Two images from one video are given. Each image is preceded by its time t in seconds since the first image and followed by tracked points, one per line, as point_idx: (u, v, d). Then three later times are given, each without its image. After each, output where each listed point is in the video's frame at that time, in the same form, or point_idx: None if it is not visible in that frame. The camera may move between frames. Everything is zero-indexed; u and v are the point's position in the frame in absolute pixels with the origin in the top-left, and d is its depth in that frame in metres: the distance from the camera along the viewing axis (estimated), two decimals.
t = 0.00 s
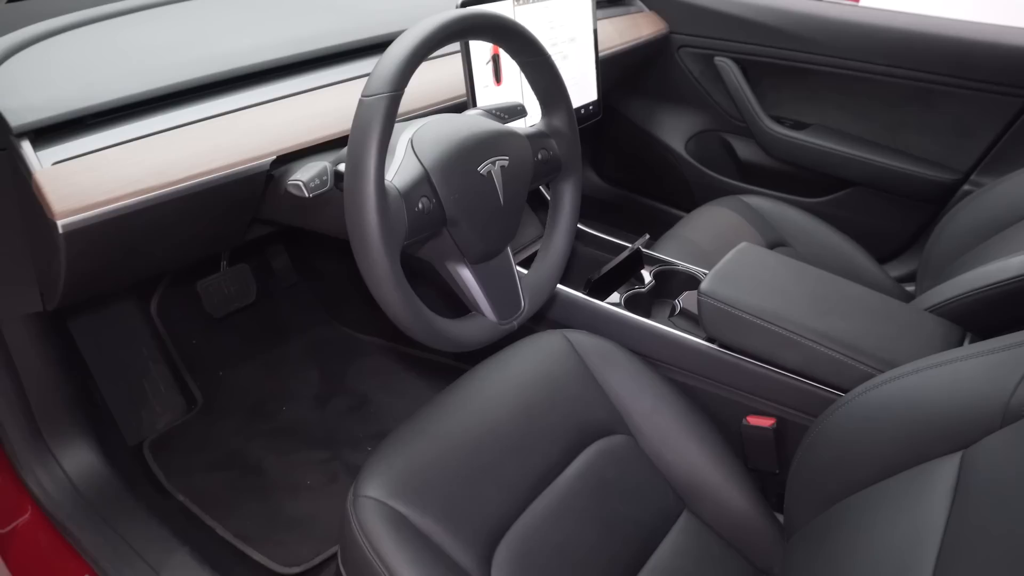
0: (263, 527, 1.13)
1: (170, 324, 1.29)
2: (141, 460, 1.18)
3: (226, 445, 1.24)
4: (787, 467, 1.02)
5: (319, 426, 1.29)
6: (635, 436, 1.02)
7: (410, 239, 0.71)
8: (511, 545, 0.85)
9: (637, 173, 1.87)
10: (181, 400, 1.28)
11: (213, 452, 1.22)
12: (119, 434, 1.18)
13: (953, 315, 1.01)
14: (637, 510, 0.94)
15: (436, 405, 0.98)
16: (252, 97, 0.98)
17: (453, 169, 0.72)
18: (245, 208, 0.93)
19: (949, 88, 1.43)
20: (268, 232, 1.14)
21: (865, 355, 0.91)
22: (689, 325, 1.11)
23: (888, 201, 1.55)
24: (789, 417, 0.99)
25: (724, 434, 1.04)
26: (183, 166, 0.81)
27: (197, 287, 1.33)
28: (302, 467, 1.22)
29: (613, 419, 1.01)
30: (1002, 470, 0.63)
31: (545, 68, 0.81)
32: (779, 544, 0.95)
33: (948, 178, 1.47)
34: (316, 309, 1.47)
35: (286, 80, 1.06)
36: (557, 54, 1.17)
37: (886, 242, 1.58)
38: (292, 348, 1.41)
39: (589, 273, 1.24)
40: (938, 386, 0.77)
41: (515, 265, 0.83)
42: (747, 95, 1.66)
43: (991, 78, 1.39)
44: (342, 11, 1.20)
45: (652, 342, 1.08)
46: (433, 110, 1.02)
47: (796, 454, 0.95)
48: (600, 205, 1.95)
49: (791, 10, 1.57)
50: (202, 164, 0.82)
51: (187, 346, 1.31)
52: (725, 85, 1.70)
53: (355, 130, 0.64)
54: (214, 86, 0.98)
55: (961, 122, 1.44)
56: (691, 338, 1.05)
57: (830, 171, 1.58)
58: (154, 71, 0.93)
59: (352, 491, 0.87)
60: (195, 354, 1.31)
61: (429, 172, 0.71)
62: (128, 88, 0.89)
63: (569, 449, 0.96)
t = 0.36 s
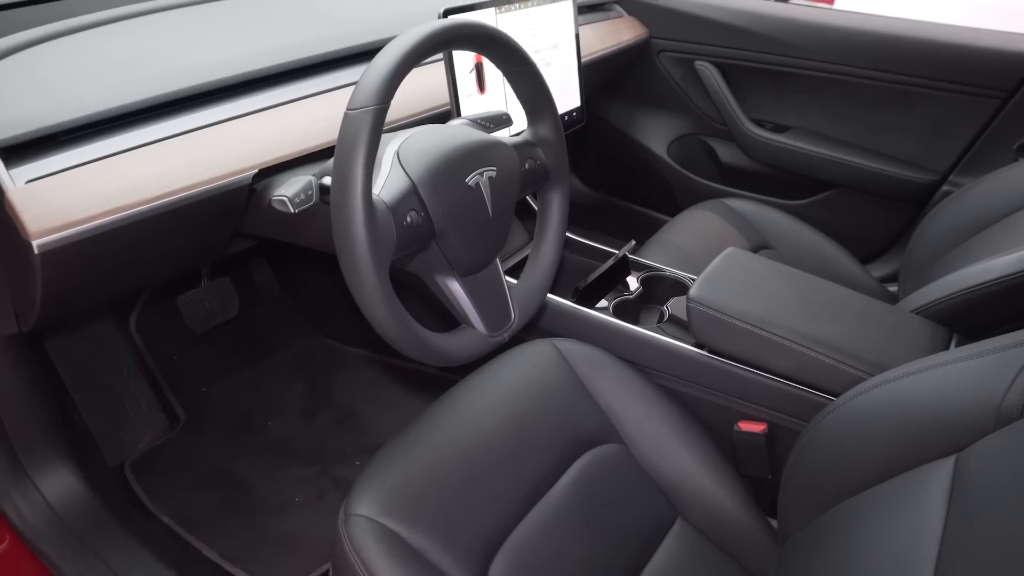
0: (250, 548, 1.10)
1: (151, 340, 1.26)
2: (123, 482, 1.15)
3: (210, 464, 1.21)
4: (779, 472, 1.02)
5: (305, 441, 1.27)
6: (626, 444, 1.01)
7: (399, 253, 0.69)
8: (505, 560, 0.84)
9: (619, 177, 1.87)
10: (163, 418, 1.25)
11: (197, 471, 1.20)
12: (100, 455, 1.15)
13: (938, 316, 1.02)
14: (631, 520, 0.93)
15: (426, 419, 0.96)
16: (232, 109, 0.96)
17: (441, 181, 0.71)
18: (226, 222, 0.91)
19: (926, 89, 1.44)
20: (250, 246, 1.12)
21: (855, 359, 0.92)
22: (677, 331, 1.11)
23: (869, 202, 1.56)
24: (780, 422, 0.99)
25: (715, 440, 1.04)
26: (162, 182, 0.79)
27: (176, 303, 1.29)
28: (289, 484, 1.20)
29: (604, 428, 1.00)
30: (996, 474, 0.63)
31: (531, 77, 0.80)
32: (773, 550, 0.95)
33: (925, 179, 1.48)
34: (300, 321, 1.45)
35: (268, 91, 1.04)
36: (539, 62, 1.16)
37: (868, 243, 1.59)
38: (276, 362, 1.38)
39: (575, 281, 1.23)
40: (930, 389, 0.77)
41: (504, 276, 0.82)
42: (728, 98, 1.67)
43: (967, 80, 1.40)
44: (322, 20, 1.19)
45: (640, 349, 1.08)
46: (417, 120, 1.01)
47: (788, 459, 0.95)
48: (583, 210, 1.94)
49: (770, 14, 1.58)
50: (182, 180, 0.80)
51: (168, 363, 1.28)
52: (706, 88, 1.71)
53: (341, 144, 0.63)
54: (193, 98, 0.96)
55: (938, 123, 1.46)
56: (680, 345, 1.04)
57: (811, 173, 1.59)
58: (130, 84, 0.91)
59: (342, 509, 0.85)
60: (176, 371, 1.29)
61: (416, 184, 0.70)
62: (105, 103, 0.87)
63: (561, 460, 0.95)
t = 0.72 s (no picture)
0: (243, 566, 1.08)
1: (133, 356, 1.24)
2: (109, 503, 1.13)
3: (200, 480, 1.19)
4: (778, 473, 1.01)
5: (296, 454, 1.25)
6: (624, 450, 1.00)
7: (393, 264, 0.68)
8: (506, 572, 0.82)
9: (606, 179, 1.87)
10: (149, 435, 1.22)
11: (186, 488, 1.17)
12: (83, 476, 1.12)
13: (932, 313, 1.02)
14: (632, 527, 0.92)
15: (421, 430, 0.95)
16: (219, 117, 0.93)
17: (435, 189, 0.69)
18: (212, 234, 0.89)
19: (910, 86, 1.45)
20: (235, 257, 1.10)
21: (852, 358, 0.91)
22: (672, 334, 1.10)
23: (855, 199, 1.56)
24: (778, 423, 0.98)
25: (713, 443, 1.03)
26: (145, 195, 0.77)
27: (161, 316, 1.26)
28: (281, 499, 1.18)
29: (601, 434, 0.99)
30: (1000, 473, 0.63)
31: (522, 80, 0.79)
32: (776, 552, 0.95)
33: (912, 175, 1.49)
34: (287, 332, 1.43)
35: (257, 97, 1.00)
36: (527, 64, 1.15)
37: (856, 240, 1.59)
38: (264, 374, 1.36)
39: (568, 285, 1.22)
40: (930, 388, 0.77)
41: (499, 283, 0.81)
42: (712, 98, 1.67)
43: (950, 76, 1.41)
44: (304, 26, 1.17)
45: (635, 353, 1.07)
46: (405, 125, 1.00)
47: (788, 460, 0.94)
48: (570, 213, 1.94)
49: (752, 13, 1.58)
50: (165, 192, 0.78)
51: (151, 378, 1.25)
52: (691, 88, 1.71)
53: (332, 153, 0.61)
54: (178, 107, 0.93)
55: (923, 119, 1.47)
56: (675, 348, 1.03)
57: (797, 171, 1.60)
58: (110, 95, 0.89)
59: (339, 526, 0.83)
60: (161, 387, 1.26)
61: (410, 193, 0.68)
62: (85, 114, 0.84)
63: (559, 467, 0.93)
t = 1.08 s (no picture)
0: None
1: (119, 371, 1.20)
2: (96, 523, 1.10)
3: (190, 497, 1.16)
4: (778, 472, 1.01)
5: (287, 468, 1.22)
6: (624, 453, 0.99)
7: (391, 273, 0.66)
8: None
9: (592, 179, 1.86)
10: (136, 451, 1.19)
11: (176, 505, 1.15)
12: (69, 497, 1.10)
13: (926, 308, 1.02)
14: (635, 533, 0.91)
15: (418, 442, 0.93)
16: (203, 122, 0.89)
17: (432, 195, 0.67)
18: (200, 246, 0.87)
19: (893, 81, 1.46)
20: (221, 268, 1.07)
21: (851, 355, 0.91)
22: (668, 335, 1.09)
23: (841, 195, 1.57)
24: (778, 422, 0.98)
25: (712, 444, 1.03)
26: (130, 206, 0.75)
27: (145, 329, 1.23)
28: (274, 514, 1.15)
29: (601, 438, 0.98)
30: (1010, 469, 0.63)
31: (516, 82, 0.78)
32: (779, 553, 0.94)
33: (897, 169, 1.49)
34: (275, 342, 1.40)
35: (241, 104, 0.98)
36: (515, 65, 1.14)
37: (843, 235, 1.60)
38: (253, 386, 1.33)
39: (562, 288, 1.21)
40: (932, 384, 0.77)
41: (497, 289, 0.79)
42: (698, 96, 1.67)
43: (933, 71, 1.42)
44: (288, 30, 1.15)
45: (632, 355, 1.06)
46: (394, 129, 0.98)
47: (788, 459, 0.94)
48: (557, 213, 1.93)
49: (735, 11, 1.58)
50: (152, 202, 0.76)
51: (136, 393, 1.22)
52: (675, 87, 1.70)
53: (328, 161, 0.59)
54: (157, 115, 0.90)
55: (908, 113, 1.47)
56: (672, 349, 1.03)
57: (783, 168, 1.60)
58: (90, 102, 0.86)
59: (339, 541, 0.81)
60: (147, 402, 1.22)
61: (406, 199, 0.66)
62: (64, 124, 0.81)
63: (560, 474, 0.92)
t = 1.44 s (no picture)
0: None
1: (100, 395, 1.17)
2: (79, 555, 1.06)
3: (178, 523, 1.13)
4: (778, 477, 1.00)
5: (278, 489, 1.20)
6: (624, 464, 0.97)
7: (390, 289, 0.64)
8: None
9: (576, 185, 1.85)
10: (120, 477, 1.16)
11: (164, 532, 1.11)
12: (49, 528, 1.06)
13: (920, 308, 1.02)
14: (639, 544, 0.90)
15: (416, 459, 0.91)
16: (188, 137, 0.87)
17: (428, 208, 0.66)
18: (185, 266, 0.84)
19: (874, 82, 1.48)
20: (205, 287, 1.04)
21: (849, 358, 0.91)
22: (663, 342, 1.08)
23: (825, 196, 1.58)
24: (778, 427, 0.97)
25: (712, 451, 1.02)
26: (118, 225, 0.72)
27: (128, 351, 1.21)
28: (266, 537, 1.12)
29: (600, 449, 0.97)
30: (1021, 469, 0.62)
31: (509, 91, 0.76)
32: (782, 559, 0.93)
33: (879, 170, 1.51)
34: (261, 360, 1.37)
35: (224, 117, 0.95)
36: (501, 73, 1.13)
37: (827, 236, 1.61)
38: (239, 406, 1.30)
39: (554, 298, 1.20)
40: (934, 384, 0.77)
41: (494, 302, 0.78)
42: (680, 100, 1.67)
43: (913, 72, 1.43)
44: (269, 42, 1.13)
45: (628, 363, 1.05)
46: (381, 141, 0.96)
47: (789, 463, 0.93)
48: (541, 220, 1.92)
49: (716, 15, 1.58)
50: (140, 221, 0.73)
51: (119, 417, 1.18)
52: (657, 91, 1.71)
53: (323, 176, 0.57)
54: (139, 132, 0.87)
55: (889, 114, 1.49)
56: (668, 356, 1.02)
57: (767, 170, 1.60)
58: (68, 119, 0.83)
59: (339, 565, 0.79)
60: (129, 426, 1.19)
61: (403, 213, 0.64)
62: (41, 142, 0.78)
63: (562, 488, 0.90)
